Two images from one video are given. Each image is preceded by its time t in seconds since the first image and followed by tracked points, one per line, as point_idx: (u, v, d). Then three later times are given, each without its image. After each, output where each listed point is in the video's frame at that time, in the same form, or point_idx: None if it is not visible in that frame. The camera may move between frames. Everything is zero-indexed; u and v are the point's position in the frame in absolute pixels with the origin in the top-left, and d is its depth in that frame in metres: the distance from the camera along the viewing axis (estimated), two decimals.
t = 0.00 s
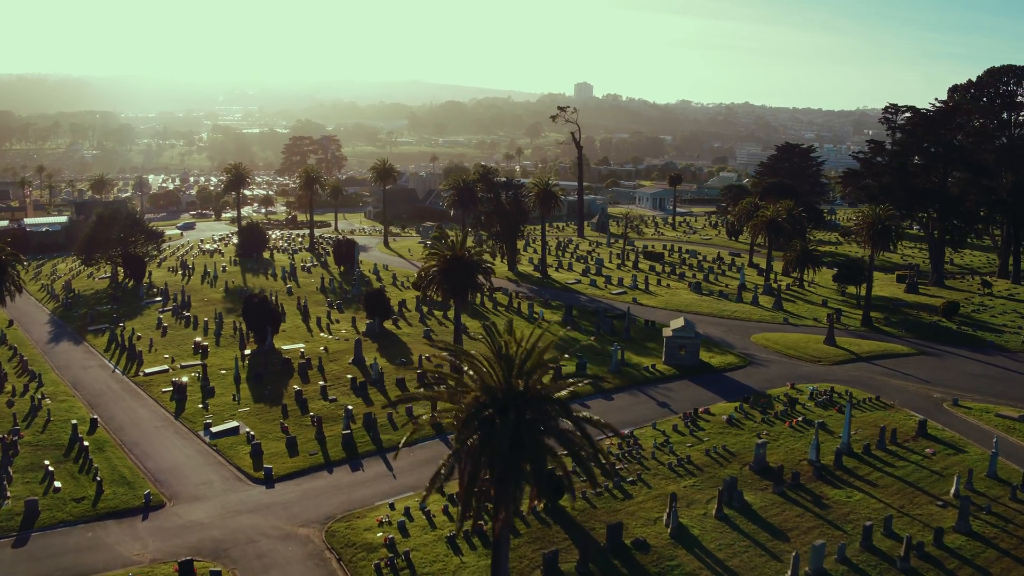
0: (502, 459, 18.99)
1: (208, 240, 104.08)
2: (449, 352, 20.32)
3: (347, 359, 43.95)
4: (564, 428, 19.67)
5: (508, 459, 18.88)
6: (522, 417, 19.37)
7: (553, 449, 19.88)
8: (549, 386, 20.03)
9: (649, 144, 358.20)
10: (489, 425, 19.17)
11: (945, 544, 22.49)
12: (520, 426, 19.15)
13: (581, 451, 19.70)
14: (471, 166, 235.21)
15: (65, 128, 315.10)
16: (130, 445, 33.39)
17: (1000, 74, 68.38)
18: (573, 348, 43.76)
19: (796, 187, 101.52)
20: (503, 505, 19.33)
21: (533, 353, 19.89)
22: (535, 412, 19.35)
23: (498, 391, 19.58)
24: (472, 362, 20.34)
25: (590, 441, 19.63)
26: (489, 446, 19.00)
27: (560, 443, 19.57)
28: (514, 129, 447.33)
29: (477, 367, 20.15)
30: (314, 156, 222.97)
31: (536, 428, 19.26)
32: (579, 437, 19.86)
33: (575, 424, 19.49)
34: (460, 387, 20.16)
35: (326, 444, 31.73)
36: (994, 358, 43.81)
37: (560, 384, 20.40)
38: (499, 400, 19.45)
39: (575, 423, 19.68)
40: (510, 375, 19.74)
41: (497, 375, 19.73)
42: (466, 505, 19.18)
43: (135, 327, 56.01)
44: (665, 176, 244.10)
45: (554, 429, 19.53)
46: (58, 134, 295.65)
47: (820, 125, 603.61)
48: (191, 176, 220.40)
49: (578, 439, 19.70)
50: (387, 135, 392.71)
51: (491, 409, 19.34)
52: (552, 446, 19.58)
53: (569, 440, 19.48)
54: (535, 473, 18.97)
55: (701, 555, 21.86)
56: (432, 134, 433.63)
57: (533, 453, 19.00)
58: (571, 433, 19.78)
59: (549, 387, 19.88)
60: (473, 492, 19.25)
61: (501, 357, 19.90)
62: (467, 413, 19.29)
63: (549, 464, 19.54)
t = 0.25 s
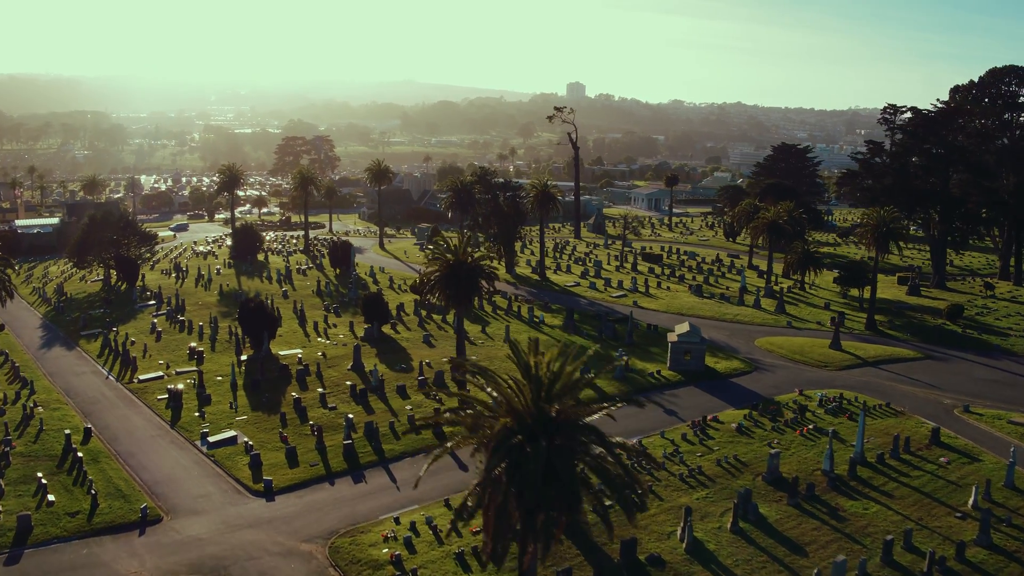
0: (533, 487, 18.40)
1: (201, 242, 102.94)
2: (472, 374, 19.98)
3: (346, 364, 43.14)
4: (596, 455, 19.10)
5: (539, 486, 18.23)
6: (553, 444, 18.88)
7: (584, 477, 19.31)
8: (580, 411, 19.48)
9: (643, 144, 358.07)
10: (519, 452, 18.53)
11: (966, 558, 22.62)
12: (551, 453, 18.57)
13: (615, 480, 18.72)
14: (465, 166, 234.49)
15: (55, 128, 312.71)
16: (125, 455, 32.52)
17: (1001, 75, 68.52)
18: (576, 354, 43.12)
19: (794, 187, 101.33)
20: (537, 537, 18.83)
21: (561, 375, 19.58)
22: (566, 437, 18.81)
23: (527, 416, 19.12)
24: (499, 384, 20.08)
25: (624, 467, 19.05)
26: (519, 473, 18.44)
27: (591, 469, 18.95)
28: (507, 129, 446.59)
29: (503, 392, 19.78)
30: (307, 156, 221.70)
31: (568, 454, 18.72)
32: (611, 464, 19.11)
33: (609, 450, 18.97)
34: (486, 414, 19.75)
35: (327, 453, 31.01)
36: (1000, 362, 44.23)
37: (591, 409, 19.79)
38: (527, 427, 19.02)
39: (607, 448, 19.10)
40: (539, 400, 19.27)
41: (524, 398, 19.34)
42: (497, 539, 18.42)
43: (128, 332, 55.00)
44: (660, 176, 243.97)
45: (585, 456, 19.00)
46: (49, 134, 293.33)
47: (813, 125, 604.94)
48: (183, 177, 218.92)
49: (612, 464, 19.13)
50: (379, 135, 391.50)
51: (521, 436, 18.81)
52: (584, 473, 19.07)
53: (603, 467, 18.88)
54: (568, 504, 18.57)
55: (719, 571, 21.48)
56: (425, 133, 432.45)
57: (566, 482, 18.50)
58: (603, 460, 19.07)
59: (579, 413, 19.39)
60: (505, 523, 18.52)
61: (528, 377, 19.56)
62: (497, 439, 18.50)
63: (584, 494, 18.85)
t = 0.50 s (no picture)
0: (574, 516, 17.74)
1: (198, 242, 102.02)
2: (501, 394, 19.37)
3: (349, 369, 42.35)
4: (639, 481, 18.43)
5: (582, 515, 17.52)
6: (596, 467, 18.13)
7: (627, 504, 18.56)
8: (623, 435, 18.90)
9: (640, 142, 357.61)
10: (559, 477, 17.79)
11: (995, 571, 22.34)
12: (594, 479, 17.86)
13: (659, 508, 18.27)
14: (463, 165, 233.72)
15: (51, 128, 311.41)
16: (124, 464, 31.70)
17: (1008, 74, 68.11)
18: (583, 357, 42.43)
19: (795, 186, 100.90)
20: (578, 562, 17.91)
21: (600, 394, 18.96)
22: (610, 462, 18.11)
23: (568, 439, 18.47)
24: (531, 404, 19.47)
25: (668, 492, 18.36)
26: (558, 499, 17.83)
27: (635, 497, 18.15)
28: (504, 128, 445.63)
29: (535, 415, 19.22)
30: (304, 155, 220.72)
31: (611, 480, 18.05)
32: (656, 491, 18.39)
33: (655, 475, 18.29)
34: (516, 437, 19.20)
35: (332, 461, 30.28)
36: (1011, 365, 43.98)
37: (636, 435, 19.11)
38: (569, 449, 18.35)
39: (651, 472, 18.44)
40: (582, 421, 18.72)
41: (562, 420, 18.74)
42: (538, 572, 17.77)
43: (126, 335, 54.09)
44: (658, 175, 243.44)
45: (628, 482, 18.26)
46: (44, 134, 291.93)
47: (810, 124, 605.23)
48: (179, 176, 217.70)
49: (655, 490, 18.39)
50: (376, 134, 390.34)
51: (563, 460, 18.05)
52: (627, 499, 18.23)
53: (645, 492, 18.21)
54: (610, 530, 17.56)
55: None
56: (421, 132, 431.41)
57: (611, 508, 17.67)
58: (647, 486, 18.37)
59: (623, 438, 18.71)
60: (546, 555, 17.85)
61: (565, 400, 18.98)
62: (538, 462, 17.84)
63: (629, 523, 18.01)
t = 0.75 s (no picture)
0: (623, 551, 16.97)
1: (196, 242, 101.09)
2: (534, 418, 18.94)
3: (352, 373, 41.54)
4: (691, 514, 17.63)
5: (632, 549, 16.80)
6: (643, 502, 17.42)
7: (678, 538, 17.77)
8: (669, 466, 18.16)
9: (638, 141, 356.62)
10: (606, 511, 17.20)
11: None
12: (645, 512, 17.20)
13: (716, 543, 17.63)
14: (461, 163, 232.67)
15: (47, 126, 309.98)
16: (124, 473, 30.91)
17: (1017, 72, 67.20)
18: (591, 361, 41.67)
19: (798, 185, 100.13)
20: None
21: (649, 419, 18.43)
22: (660, 493, 17.49)
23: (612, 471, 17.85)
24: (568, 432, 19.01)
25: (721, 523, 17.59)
26: (604, 533, 17.12)
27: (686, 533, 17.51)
28: (501, 126, 444.44)
29: (575, 443, 18.81)
30: (302, 153, 219.62)
31: (661, 512, 17.42)
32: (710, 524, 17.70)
33: (710, 506, 17.60)
34: (556, 466, 18.76)
35: (338, 471, 29.50)
36: None
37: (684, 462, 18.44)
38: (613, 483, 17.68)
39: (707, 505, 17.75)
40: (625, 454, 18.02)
41: (607, 448, 18.24)
42: None
43: (124, 338, 53.21)
44: (657, 173, 242.62)
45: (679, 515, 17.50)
46: (40, 132, 290.48)
47: (808, 122, 604.57)
48: (177, 175, 216.60)
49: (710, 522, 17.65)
50: (373, 133, 388.97)
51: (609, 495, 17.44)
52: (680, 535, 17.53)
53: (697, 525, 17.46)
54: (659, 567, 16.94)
55: None
56: (419, 131, 430.08)
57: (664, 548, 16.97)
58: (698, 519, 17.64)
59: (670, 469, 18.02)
60: None
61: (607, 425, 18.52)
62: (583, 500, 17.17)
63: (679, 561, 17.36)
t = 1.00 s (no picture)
0: None
1: (195, 241, 100.15)
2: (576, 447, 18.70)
3: (356, 377, 40.77)
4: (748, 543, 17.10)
5: None
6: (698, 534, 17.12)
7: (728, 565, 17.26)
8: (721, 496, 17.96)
9: (637, 139, 355.51)
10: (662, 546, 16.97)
11: None
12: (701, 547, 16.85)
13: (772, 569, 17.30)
14: (460, 162, 231.62)
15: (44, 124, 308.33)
16: (125, 482, 30.13)
17: None
18: (599, 364, 40.95)
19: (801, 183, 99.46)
20: None
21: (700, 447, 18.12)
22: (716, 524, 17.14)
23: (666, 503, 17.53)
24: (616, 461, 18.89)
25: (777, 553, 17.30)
26: (658, 568, 17.09)
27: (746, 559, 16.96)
28: (499, 124, 442.98)
29: (623, 472, 18.44)
30: (300, 151, 218.37)
31: (717, 546, 16.79)
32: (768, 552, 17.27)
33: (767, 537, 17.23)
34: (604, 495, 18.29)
35: (345, 479, 28.76)
36: None
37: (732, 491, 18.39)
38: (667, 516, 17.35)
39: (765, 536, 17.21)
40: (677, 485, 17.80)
41: (656, 478, 17.92)
42: None
43: (123, 341, 52.36)
44: (655, 171, 241.72)
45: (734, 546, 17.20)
46: (36, 130, 288.88)
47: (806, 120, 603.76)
48: (174, 174, 215.37)
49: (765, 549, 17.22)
50: (370, 131, 387.55)
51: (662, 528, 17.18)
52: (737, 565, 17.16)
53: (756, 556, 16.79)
54: None
55: None
56: (416, 129, 428.79)
57: None
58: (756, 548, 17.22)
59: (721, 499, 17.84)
60: None
61: (657, 454, 18.32)
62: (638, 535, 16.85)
63: None
